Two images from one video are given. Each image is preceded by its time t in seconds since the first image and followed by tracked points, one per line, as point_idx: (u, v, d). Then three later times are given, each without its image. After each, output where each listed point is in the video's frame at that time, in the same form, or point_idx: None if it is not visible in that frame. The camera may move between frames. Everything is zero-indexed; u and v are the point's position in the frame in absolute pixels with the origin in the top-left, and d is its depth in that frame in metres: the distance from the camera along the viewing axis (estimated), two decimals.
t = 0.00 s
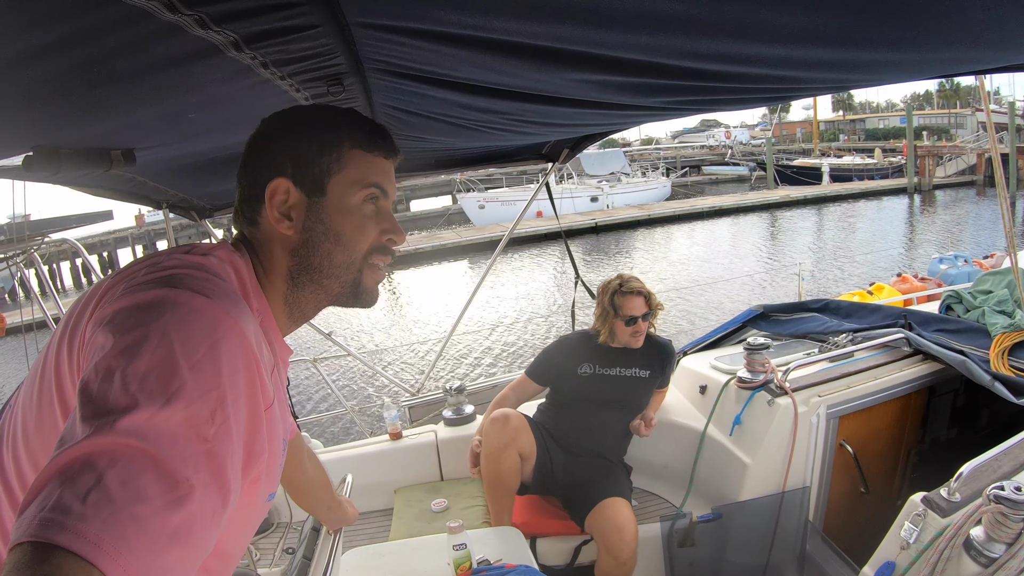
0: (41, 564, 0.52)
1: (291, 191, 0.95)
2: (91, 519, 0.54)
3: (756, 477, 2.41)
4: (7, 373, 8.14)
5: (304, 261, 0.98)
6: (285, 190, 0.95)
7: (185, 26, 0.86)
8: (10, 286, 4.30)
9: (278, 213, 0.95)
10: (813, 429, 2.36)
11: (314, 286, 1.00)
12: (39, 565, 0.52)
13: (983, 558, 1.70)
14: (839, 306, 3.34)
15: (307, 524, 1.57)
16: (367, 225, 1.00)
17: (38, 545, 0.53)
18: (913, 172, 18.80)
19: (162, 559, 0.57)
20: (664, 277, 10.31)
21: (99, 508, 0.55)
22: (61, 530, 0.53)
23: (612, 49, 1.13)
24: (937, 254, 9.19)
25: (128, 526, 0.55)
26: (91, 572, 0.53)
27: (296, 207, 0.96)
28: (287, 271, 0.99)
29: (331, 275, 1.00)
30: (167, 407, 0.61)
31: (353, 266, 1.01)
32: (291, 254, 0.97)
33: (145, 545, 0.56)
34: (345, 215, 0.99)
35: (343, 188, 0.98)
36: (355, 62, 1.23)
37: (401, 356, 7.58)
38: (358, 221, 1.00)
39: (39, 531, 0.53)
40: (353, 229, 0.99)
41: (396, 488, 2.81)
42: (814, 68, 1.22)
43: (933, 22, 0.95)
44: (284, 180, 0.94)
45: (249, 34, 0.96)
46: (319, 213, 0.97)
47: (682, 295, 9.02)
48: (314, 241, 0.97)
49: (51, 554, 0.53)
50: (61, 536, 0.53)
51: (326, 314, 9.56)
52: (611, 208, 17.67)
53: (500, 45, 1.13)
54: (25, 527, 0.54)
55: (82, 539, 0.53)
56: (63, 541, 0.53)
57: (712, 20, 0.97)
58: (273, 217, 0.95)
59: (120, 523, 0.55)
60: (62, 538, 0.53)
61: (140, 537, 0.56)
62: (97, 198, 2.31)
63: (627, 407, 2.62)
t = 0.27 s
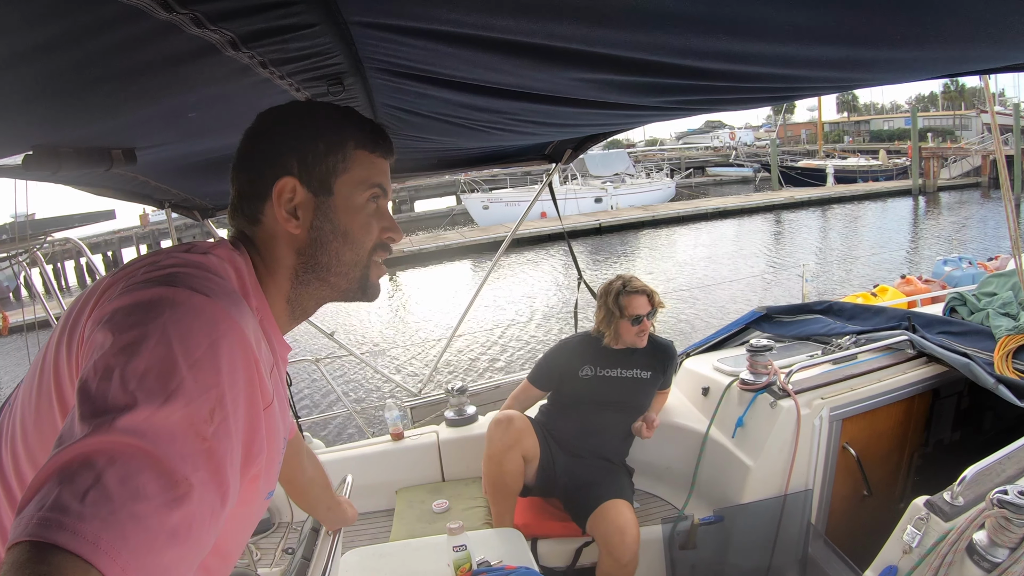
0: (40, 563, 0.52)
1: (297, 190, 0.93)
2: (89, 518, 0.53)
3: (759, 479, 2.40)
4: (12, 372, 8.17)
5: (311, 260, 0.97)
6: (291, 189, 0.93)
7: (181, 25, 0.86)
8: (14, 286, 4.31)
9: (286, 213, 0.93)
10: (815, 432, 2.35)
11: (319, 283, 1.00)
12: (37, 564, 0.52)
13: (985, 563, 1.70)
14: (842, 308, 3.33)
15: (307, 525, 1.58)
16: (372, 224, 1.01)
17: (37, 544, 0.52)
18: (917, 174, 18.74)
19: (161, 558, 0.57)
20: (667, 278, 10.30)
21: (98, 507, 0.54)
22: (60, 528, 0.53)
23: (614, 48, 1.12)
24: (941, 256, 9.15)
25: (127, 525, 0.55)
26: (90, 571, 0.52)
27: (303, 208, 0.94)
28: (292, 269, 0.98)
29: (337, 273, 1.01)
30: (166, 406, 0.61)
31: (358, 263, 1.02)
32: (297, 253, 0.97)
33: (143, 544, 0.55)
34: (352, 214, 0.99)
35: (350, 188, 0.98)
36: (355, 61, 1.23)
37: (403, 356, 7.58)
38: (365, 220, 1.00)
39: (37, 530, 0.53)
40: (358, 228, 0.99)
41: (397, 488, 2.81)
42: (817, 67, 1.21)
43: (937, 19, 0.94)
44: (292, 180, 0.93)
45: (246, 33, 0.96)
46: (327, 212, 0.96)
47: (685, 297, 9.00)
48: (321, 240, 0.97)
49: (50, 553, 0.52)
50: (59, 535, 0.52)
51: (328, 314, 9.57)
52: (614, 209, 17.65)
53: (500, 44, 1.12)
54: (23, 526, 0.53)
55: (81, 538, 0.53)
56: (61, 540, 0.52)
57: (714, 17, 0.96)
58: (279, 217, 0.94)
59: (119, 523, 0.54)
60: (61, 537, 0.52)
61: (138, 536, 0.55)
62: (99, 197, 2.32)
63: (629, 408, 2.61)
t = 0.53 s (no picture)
0: (46, 560, 0.52)
1: (303, 189, 0.94)
2: (95, 515, 0.53)
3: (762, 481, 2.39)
4: (17, 371, 8.21)
5: (318, 259, 0.98)
6: (297, 188, 0.93)
7: (187, 25, 0.86)
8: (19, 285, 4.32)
9: (292, 211, 0.93)
10: (819, 433, 2.35)
11: (326, 282, 1.01)
12: (42, 561, 0.52)
13: (990, 564, 1.68)
14: (846, 310, 3.32)
15: (310, 525, 1.60)
16: (378, 223, 1.01)
17: (42, 541, 0.52)
18: (921, 176, 18.68)
19: (166, 557, 0.57)
20: (670, 280, 10.30)
21: (104, 505, 0.54)
22: (66, 526, 0.53)
23: (618, 49, 1.12)
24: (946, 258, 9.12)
25: (132, 523, 0.54)
26: (95, 569, 0.52)
27: (310, 206, 0.95)
28: (298, 268, 0.98)
29: (344, 272, 1.01)
30: (172, 404, 0.61)
31: (366, 262, 1.02)
32: (304, 252, 0.97)
33: (148, 542, 0.55)
34: (358, 213, 0.98)
35: (356, 188, 0.98)
36: (359, 62, 1.23)
37: (406, 357, 7.58)
38: (372, 220, 1.00)
39: (42, 527, 0.53)
40: (365, 228, 0.99)
41: (400, 489, 2.81)
42: (822, 68, 1.21)
43: (942, 21, 0.94)
44: (298, 179, 0.93)
45: (251, 33, 0.96)
46: (333, 211, 0.96)
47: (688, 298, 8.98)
48: (328, 239, 0.97)
49: (55, 551, 0.52)
50: (65, 533, 0.52)
51: (331, 314, 9.58)
52: (617, 210, 17.64)
53: (504, 45, 1.12)
54: (30, 524, 0.53)
55: (86, 536, 0.53)
56: (67, 538, 0.52)
57: (718, 18, 0.96)
58: (285, 215, 0.94)
59: (123, 521, 0.54)
60: (66, 534, 0.52)
61: (143, 534, 0.55)
62: (104, 198, 2.32)
63: (633, 410, 2.60)
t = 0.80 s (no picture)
0: (50, 558, 0.52)
1: (323, 191, 0.94)
2: (99, 514, 0.53)
3: (762, 483, 2.39)
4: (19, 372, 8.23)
5: (330, 260, 0.98)
6: (317, 190, 0.93)
7: (192, 26, 0.87)
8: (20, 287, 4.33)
9: (310, 213, 0.94)
10: (820, 434, 2.36)
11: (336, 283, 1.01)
12: (47, 559, 0.52)
13: (991, 566, 1.68)
14: (847, 311, 3.32)
15: (312, 526, 1.62)
16: (389, 227, 1.03)
17: (47, 539, 0.52)
18: (922, 177, 18.68)
19: (170, 555, 0.57)
20: (671, 281, 10.30)
21: (108, 503, 0.54)
22: (70, 524, 0.53)
23: (619, 51, 1.13)
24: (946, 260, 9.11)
25: (136, 521, 0.55)
26: (99, 567, 0.53)
27: (327, 208, 0.95)
28: (309, 268, 0.98)
29: (354, 274, 1.02)
30: (175, 403, 0.61)
31: (375, 264, 1.03)
32: (317, 253, 0.97)
33: (152, 540, 0.55)
34: (372, 218, 1.00)
35: (371, 191, 0.99)
36: (363, 63, 1.23)
37: (407, 358, 7.58)
38: (384, 223, 1.02)
39: (47, 524, 0.53)
40: (376, 230, 1.01)
41: (402, 490, 2.81)
42: (823, 70, 1.21)
43: (943, 23, 0.94)
44: (319, 181, 0.93)
45: (256, 34, 0.97)
46: (350, 213, 0.97)
47: (689, 300, 8.98)
48: (342, 242, 0.98)
49: (60, 548, 0.52)
50: (69, 530, 0.53)
51: (332, 316, 9.58)
52: (618, 212, 17.64)
53: (506, 47, 1.13)
54: (34, 521, 0.53)
55: (90, 534, 0.53)
56: (71, 535, 0.53)
57: (719, 20, 0.96)
58: (303, 216, 0.94)
59: (127, 518, 0.54)
60: (71, 532, 0.53)
61: (147, 532, 0.55)
62: (106, 199, 2.33)
63: (634, 411, 2.61)
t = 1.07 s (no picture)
0: (51, 557, 0.52)
1: (359, 206, 0.97)
2: (100, 511, 0.53)
3: (763, 484, 2.39)
4: (18, 375, 8.21)
5: (348, 270, 1.00)
6: (354, 204, 0.96)
7: (195, 25, 0.87)
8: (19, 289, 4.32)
9: (344, 226, 0.96)
10: (820, 436, 2.36)
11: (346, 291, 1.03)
12: (49, 558, 0.52)
13: (991, 566, 1.68)
14: (847, 312, 3.32)
15: (313, 528, 1.61)
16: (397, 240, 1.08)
17: (48, 537, 0.52)
18: (921, 179, 18.70)
19: (171, 553, 0.57)
20: (670, 283, 10.30)
21: (109, 501, 0.54)
22: (71, 522, 0.53)
23: (620, 52, 1.13)
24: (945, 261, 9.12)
25: (137, 519, 0.55)
26: (101, 565, 0.53)
27: (358, 221, 0.98)
28: (326, 276, 0.99)
29: (363, 284, 1.05)
30: (177, 401, 0.61)
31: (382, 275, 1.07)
32: (339, 263, 0.99)
33: (154, 538, 0.55)
34: (389, 232, 1.06)
35: (390, 206, 1.05)
36: (364, 64, 1.24)
37: (406, 361, 7.57)
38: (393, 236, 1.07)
39: (48, 523, 0.53)
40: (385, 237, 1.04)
41: (401, 492, 2.80)
42: (823, 70, 1.22)
43: (943, 23, 0.95)
44: (358, 196, 0.96)
45: (258, 34, 0.97)
46: (374, 227, 1.01)
47: (689, 302, 8.98)
48: (363, 253, 1.01)
49: (61, 547, 0.52)
50: (70, 529, 0.53)
51: (332, 318, 9.57)
52: (617, 214, 17.65)
53: (506, 47, 1.13)
54: (35, 519, 0.53)
55: (92, 532, 0.53)
56: (73, 534, 0.52)
57: (720, 21, 0.96)
58: (337, 229, 0.96)
59: (129, 517, 0.54)
60: (72, 530, 0.53)
61: (148, 530, 0.55)
62: (106, 200, 2.33)
63: (634, 413, 2.61)
